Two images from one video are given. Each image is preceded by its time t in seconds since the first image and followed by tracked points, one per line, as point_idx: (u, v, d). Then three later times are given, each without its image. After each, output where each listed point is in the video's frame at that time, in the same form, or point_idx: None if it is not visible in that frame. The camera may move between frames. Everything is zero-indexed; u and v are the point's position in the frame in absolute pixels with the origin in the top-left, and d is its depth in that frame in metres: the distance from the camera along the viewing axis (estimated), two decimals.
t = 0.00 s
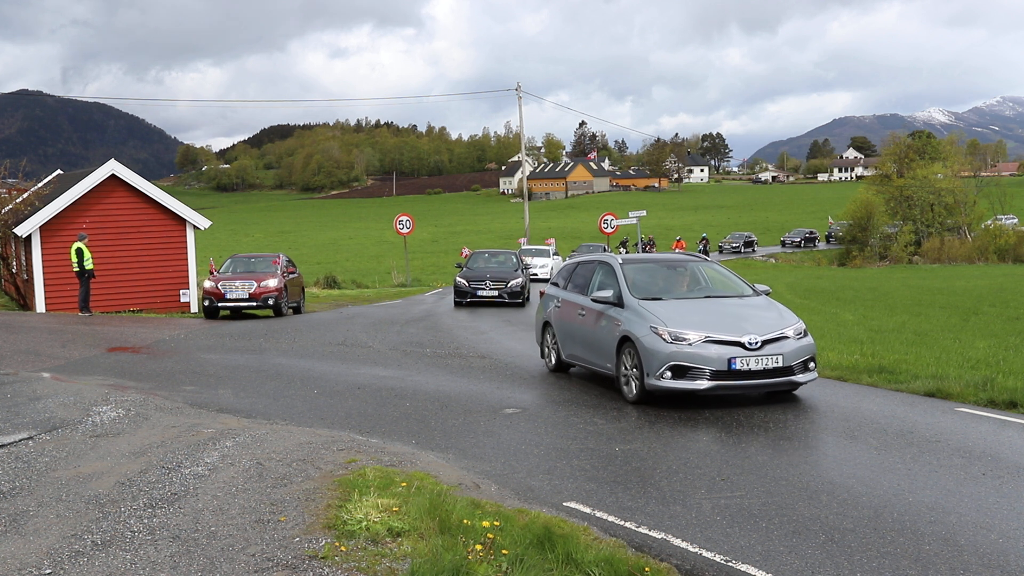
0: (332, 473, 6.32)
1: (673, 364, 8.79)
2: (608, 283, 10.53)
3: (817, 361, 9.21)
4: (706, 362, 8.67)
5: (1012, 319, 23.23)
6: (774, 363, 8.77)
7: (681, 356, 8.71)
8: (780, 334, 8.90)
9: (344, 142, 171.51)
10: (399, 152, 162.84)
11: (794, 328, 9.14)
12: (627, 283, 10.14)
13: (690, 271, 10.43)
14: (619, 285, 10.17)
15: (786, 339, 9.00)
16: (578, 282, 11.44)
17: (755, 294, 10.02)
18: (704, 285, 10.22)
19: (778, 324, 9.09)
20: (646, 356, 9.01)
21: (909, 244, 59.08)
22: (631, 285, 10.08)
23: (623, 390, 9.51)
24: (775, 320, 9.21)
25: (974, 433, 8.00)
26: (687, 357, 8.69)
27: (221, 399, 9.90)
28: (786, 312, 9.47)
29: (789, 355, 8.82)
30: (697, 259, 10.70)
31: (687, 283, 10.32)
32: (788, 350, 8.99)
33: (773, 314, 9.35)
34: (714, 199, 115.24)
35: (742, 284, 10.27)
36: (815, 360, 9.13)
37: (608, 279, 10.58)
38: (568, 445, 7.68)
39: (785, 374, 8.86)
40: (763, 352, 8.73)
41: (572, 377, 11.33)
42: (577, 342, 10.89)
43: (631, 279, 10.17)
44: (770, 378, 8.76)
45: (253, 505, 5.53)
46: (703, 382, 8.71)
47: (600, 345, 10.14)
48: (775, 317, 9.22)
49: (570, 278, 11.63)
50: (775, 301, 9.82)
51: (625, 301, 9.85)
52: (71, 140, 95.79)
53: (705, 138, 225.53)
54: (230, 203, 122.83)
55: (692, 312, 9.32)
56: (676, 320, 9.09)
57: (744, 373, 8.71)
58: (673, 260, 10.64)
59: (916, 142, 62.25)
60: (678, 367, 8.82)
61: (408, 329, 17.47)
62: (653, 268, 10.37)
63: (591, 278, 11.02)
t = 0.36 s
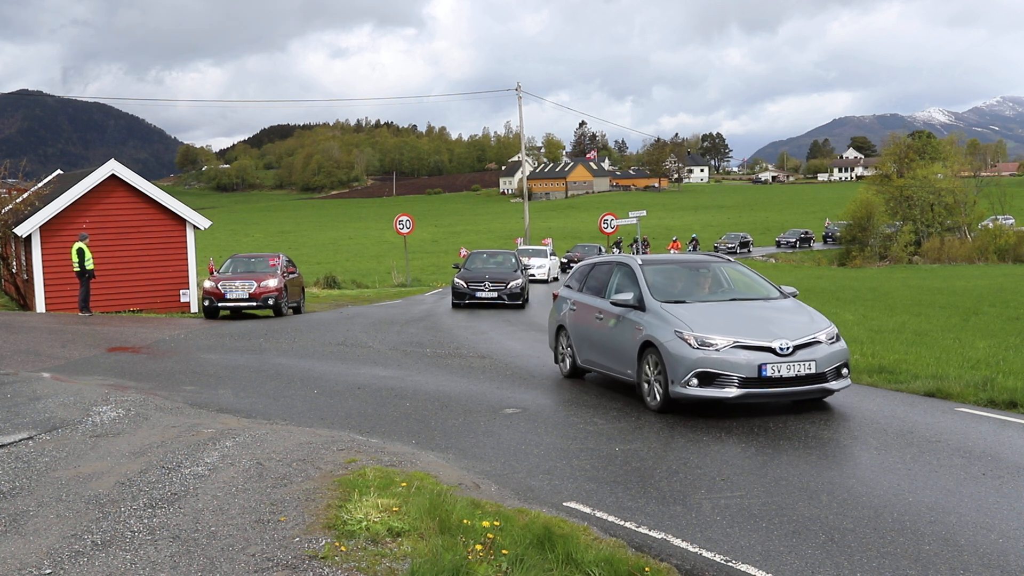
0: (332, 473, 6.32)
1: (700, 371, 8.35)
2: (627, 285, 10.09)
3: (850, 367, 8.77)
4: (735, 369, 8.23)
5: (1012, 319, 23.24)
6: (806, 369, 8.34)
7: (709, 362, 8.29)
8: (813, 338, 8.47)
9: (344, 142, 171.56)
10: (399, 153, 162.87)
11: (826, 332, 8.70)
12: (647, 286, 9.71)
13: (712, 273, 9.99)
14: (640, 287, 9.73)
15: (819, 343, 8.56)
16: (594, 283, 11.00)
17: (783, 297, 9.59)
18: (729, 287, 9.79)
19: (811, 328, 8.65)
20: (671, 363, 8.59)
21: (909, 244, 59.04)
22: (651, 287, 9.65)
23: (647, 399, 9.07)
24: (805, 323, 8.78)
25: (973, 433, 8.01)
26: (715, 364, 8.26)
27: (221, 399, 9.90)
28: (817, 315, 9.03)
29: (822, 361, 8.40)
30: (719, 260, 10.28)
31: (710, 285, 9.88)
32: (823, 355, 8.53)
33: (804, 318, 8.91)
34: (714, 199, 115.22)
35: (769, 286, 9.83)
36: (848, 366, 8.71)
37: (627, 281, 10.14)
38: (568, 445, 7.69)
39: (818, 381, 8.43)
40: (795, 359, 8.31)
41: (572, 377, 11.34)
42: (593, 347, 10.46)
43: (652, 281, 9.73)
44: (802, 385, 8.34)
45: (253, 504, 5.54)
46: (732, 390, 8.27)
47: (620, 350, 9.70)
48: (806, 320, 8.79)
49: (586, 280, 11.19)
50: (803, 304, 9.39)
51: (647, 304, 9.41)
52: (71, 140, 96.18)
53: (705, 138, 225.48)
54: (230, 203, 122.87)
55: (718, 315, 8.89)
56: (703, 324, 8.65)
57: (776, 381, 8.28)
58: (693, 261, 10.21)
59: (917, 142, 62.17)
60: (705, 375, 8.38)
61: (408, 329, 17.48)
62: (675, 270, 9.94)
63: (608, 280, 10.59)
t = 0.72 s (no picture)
0: (332, 473, 6.31)
1: (732, 380, 7.88)
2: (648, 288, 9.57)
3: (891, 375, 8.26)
4: (769, 377, 7.75)
5: (1011, 319, 23.26)
6: (845, 377, 7.84)
7: (741, 369, 7.80)
8: (851, 344, 7.96)
9: (344, 142, 171.57)
10: (400, 152, 162.88)
11: (865, 337, 8.19)
12: (672, 288, 9.17)
13: (738, 274, 9.45)
14: (663, 289, 9.20)
15: (858, 349, 8.05)
16: (611, 285, 10.47)
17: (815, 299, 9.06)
18: (756, 288, 9.25)
19: (848, 333, 8.15)
20: (700, 370, 8.11)
21: (909, 244, 59.04)
22: (676, 288, 9.11)
23: (673, 408, 8.59)
24: (842, 328, 8.27)
25: (973, 433, 8.01)
26: (748, 371, 7.79)
27: (221, 399, 9.90)
28: (855, 319, 8.51)
29: (862, 368, 7.91)
30: (745, 260, 9.74)
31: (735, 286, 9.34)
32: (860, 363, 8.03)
33: (841, 321, 8.40)
34: (714, 199, 115.22)
35: (799, 289, 9.30)
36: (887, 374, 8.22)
37: (648, 284, 9.61)
38: (568, 445, 7.68)
39: (857, 390, 7.94)
40: (833, 365, 7.82)
41: (572, 377, 11.35)
42: (613, 352, 9.94)
43: (676, 282, 9.20)
44: (841, 394, 7.85)
45: (253, 504, 5.54)
46: (766, 399, 7.80)
47: (642, 356, 9.21)
48: (843, 325, 8.29)
49: (603, 282, 10.66)
50: (837, 306, 8.87)
51: (671, 308, 8.89)
52: (71, 140, 96.32)
53: (705, 138, 225.50)
54: (230, 203, 122.90)
55: (747, 319, 8.37)
56: (734, 329, 8.16)
57: (813, 390, 7.79)
58: (719, 261, 9.68)
59: (917, 142, 62.15)
60: (737, 383, 7.90)
61: (407, 329, 17.49)
62: (698, 271, 9.39)
63: (628, 281, 10.04)
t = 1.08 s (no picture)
0: (332, 473, 6.32)
1: (771, 390, 7.38)
2: (676, 291, 9.09)
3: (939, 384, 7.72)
4: (812, 388, 7.24)
5: (1011, 319, 23.25)
6: (894, 387, 7.31)
7: (781, 378, 7.30)
8: (899, 351, 7.43)
9: (344, 142, 171.60)
10: (399, 152, 162.87)
11: (912, 343, 7.66)
12: (702, 292, 8.68)
13: (769, 278, 8.95)
14: (692, 293, 8.73)
15: (905, 356, 7.52)
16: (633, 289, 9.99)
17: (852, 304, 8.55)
18: (789, 292, 8.74)
19: (894, 339, 7.63)
20: (737, 380, 7.61)
21: (909, 244, 58.89)
22: (706, 293, 8.63)
23: (706, 420, 8.09)
24: (888, 333, 7.74)
25: (973, 433, 8.00)
26: (788, 381, 7.28)
27: (221, 399, 9.90)
28: (900, 326, 7.98)
29: (911, 377, 7.37)
30: (775, 262, 9.24)
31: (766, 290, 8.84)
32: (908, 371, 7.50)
33: (886, 327, 7.87)
34: (714, 199, 115.16)
35: (835, 292, 8.79)
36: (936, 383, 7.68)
37: (675, 288, 9.13)
38: (568, 445, 7.68)
39: (906, 401, 7.41)
40: (880, 374, 7.29)
41: (573, 378, 11.34)
42: (637, 360, 9.45)
43: (706, 286, 8.72)
44: (888, 405, 7.32)
45: (253, 505, 5.54)
46: (808, 411, 7.28)
47: (670, 363, 8.73)
48: (888, 331, 7.76)
49: (624, 285, 10.18)
50: (879, 311, 8.35)
51: (702, 313, 8.41)
52: (71, 140, 96.45)
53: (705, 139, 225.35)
54: (230, 203, 122.95)
55: (784, 324, 7.88)
56: (771, 335, 7.66)
57: (859, 400, 7.27)
58: (749, 264, 9.18)
59: (917, 142, 62.09)
60: (777, 394, 7.39)
61: (407, 329, 17.49)
62: (727, 273, 8.92)
63: (653, 285, 9.55)
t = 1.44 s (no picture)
0: (332, 473, 6.31)
1: (821, 403, 6.82)
2: (709, 296, 8.54)
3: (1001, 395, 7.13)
4: (866, 400, 6.66)
5: (1011, 319, 23.26)
6: (954, 399, 6.73)
7: (832, 390, 6.73)
8: (959, 360, 6.84)
9: (344, 142, 171.79)
10: (399, 152, 163.00)
11: (972, 351, 7.07)
12: (738, 296, 8.13)
13: (807, 280, 8.40)
14: (728, 297, 8.18)
15: (964, 365, 6.94)
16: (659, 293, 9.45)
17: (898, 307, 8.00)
18: (829, 295, 8.21)
19: (953, 346, 7.03)
20: (783, 391, 7.05)
21: (908, 245, 58.85)
22: (743, 297, 8.09)
23: (747, 434, 7.55)
24: (944, 340, 7.16)
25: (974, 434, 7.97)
26: (839, 393, 6.71)
27: (221, 399, 9.90)
28: (957, 332, 7.40)
29: (973, 389, 6.78)
30: (812, 263, 8.69)
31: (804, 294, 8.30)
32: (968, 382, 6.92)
33: (940, 333, 7.29)
34: (714, 199, 115.21)
35: (880, 296, 8.24)
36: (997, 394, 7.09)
37: (707, 292, 8.60)
38: (568, 445, 7.68)
39: (966, 415, 6.83)
40: (941, 384, 6.70)
41: (574, 378, 11.32)
42: (666, 368, 8.92)
43: (742, 289, 8.18)
44: (948, 418, 6.75)
45: (252, 505, 5.53)
46: (860, 426, 6.72)
47: (704, 373, 8.19)
48: (945, 337, 7.18)
49: (649, 289, 9.64)
50: (929, 315, 7.79)
51: (740, 318, 7.86)
52: (72, 140, 96.64)
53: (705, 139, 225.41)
54: (230, 203, 123.14)
55: (832, 329, 7.31)
56: (818, 343, 7.09)
57: (917, 414, 6.69)
58: (785, 266, 8.64)
59: (916, 142, 62.11)
60: (826, 407, 6.82)
61: (407, 329, 17.49)
62: (763, 275, 8.40)
63: (682, 289, 9.01)
